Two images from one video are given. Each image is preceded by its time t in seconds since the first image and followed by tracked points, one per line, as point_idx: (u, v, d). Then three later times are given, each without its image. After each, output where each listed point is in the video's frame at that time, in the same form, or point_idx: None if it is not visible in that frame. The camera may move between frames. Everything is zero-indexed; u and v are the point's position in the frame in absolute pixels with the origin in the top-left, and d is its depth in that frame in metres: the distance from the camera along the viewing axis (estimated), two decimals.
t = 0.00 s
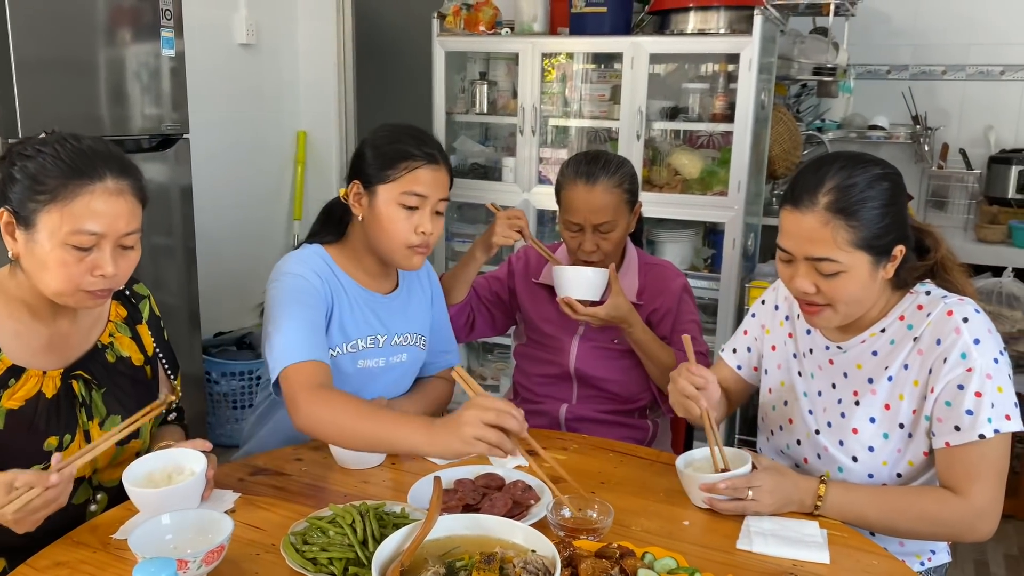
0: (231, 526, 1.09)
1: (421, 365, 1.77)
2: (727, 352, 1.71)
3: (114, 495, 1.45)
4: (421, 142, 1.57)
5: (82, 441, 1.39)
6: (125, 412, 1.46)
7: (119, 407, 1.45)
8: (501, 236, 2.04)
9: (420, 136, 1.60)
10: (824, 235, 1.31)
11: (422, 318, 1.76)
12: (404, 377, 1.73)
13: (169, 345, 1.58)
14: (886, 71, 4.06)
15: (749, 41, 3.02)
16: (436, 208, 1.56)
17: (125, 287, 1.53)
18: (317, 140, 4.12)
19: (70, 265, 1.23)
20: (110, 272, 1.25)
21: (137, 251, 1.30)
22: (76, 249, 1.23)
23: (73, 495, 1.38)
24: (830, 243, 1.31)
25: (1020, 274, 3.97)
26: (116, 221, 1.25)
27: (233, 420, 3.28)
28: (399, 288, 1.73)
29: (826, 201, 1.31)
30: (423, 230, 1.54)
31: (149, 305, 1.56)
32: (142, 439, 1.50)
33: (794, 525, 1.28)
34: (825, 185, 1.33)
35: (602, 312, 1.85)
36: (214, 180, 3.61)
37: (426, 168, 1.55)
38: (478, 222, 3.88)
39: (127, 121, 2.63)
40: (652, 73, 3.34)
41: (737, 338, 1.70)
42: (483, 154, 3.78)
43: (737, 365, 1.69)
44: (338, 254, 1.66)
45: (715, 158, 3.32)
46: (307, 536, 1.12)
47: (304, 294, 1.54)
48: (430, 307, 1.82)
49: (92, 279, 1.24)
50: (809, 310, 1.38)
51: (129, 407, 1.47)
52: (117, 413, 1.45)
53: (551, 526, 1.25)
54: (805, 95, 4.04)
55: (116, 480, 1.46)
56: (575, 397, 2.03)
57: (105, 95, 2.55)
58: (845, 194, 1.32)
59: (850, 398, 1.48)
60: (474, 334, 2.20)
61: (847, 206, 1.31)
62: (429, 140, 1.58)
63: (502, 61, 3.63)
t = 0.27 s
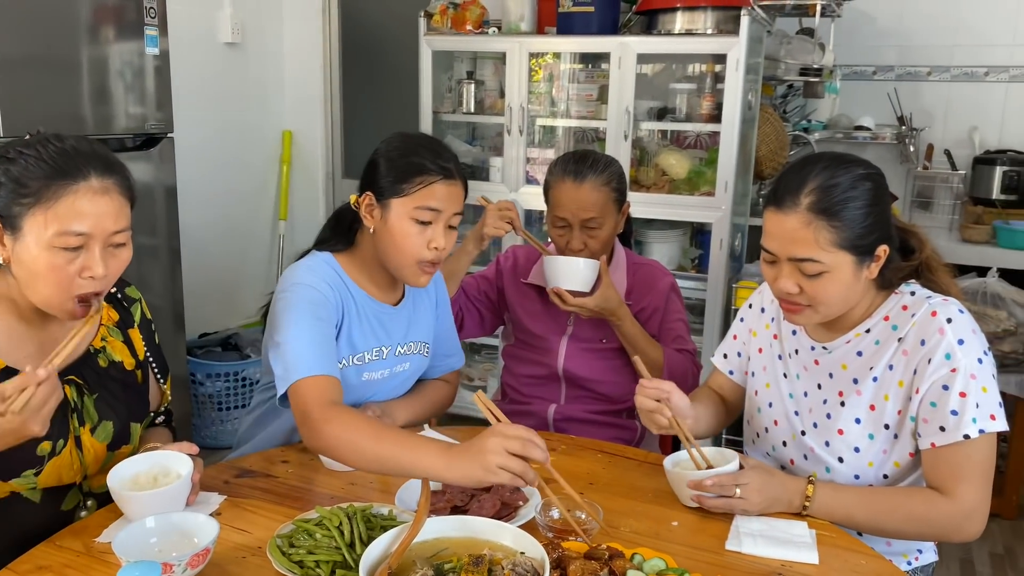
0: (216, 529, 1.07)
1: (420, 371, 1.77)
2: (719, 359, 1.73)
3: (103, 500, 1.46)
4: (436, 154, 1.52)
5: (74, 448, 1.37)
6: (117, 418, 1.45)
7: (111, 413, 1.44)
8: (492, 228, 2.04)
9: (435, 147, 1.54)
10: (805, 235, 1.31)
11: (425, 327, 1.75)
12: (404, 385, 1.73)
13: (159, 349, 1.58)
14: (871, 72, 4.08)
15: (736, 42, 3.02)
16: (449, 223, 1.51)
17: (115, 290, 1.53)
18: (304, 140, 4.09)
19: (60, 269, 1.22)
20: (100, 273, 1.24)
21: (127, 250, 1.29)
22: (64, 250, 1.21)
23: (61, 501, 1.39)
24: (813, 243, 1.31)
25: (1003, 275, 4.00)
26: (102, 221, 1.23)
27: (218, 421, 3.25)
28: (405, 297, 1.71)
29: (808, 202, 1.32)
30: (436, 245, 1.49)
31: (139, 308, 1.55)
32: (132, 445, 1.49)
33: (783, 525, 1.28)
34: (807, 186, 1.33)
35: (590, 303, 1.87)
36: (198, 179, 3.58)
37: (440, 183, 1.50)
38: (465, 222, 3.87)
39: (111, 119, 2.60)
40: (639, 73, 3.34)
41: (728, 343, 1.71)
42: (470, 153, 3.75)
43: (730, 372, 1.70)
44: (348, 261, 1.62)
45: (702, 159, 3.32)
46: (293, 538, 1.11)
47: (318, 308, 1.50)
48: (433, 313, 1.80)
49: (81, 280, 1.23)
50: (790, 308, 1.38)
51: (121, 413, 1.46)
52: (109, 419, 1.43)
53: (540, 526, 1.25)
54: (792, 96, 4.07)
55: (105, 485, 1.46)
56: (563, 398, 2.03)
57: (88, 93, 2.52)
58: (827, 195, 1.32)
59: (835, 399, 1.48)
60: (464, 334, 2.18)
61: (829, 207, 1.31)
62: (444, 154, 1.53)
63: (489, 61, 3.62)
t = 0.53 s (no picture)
0: (204, 531, 1.07)
1: (414, 376, 1.77)
2: (707, 362, 1.74)
3: (92, 505, 1.45)
4: (436, 162, 1.51)
5: (63, 452, 1.36)
6: (106, 422, 1.44)
7: (100, 416, 1.43)
8: (481, 227, 2.04)
9: (434, 154, 1.53)
10: (786, 236, 1.32)
11: (420, 334, 1.75)
12: (396, 390, 1.73)
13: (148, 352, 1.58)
14: (856, 72, 4.12)
15: (722, 42, 3.04)
16: (448, 232, 1.51)
17: (105, 292, 1.52)
18: (290, 141, 4.08)
19: (48, 273, 1.21)
20: (89, 276, 1.23)
21: (116, 250, 1.28)
22: (52, 254, 1.21)
23: (50, 505, 1.37)
24: (793, 243, 1.32)
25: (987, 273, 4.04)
26: (89, 222, 1.23)
27: (205, 423, 3.23)
28: (400, 305, 1.71)
29: (789, 203, 1.33)
30: (434, 254, 1.49)
31: (129, 311, 1.55)
32: (121, 449, 1.48)
33: (771, 524, 1.29)
34: (788, 187, 1.34)
35: (580, 300, 1.88)
36: (184, 179, 3.56)
37: (440, 193, 1.49)
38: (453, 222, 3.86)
39: (96, 119, 2.58)
40: (626, 73, 3.35)
41: (715, 347, 1.72)
42: (458, 153, 3.75)
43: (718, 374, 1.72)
44: (344, 266, 1.62)
45: (689, 159, 3.33)
46: (282, 540, 1.10)
47: (316, 315, 1.50)
48: (428, 317, 1.80)
49: (71, 283, 1.22)
50: (773, 310, 1.40)
51: (110, 416, 1.45)
52: (98, 422, 1.43)
53: (529, 526, 1.25)
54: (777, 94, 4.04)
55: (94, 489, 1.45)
56: (552, 397, 2.04)
57: (72, 93, 2.50)
58: (807, 195, 1.33)
59: (823, 400, 1.49)
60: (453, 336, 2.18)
61: (809, 207, 1.32)
62: (445, 162, 1.52)
63: (477, 61, 3.61)
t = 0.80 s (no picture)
0: (189, 533, 1.06)
1: (402, 378, 1.77)
2: (692, 364, 1.75)
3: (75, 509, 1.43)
4: (419, 162, 1.50)
5: (44, 456, 1.35)
6: (88, 425, 1.43)
7: (82, 419, 1.42)
8: (466, 229, 2.04)
9: (418, 154, 1.53)
10: (760, 233, 1.33)
11: (408, 337, 1.75)
12: (383, 393, 1.73)
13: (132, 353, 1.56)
14: (841, 72, 4.15)
15: (707, 42, 3.05)
16: (433, 232, 1.51)
17: (87, 293, 1.50)
18: (276, 141, 4.06)
19: (28, 274, 1.20)
20: (71, 277, 1.22)
21: (98, 251, 1.27)
22: (31, 255, 1.20)
23: (32, 510, 1.36)
24: (767, 240, 1.33)
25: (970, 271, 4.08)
26: (69, 224, 1.22)
27: (191, 424, 3.21)
28: (389, 308, 1.71)
29: (762, 200, 1.34)
30: (418, 255, 1.49)
31: (112, 312, 1.53)
32: (104, 452, 1.47)
33: (757, 521, 1.30)
34: (762, 185, 1.36)
35: (568, 298, 1.88)
36: (168, 180, 3.53)
37: (423, 194, 1.49)
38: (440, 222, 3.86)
39: (79, 120, 2.56)
40: (612, 73, 3.35)
41: (699, 349, 1.74)
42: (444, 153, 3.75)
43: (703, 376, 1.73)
44: (333, 268, 1.61)
45: (675, 158, 3.34)
46: (268, 541, 1.10)
47: (311, 311, 1.49)
48: (416, 318, 1.79)
49: (51, 285, 1.21)
50: (756, 310, 1.40)
51: (92, 419, 1.44)
52: (80, 426, 1.41)
53: (516, 525, 1.25)
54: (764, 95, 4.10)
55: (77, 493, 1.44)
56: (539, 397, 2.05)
57: (55, 93, 2.48)
58: (780, 193, 1.34)
59: (809, 401, 1.49)
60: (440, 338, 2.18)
61: (783, 205, 1.33)
62: (428, 162, 1.52)
63: (462, 60, 3.61)
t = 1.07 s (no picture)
0: (172, 539, 1.06)
1: (388, 381, 1.77)
2: (665, 363, 1.75)
3: (57, 514, 1.43)
4: (403, 164, 1.51)
5: (25, 461, 1.34)
6: (71, 430, 1.43)
7: (65, 424, 1.42)
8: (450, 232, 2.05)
9: (402, 157, 1.53)
10: (720, 235, 1.35)
11: (394, 340, 1.76)
12: (370, 397, 1.73)
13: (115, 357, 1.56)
14: (825, 73, 4.18)
15: (692, 44, 3.07)
16: (418, 235, 1.52)
17: (69, 298, 1.50)
18: (261, 143, 4.04)
19: (5, 278, 1.19)
20: (48, 282, 1.22)
21: (76, 256, 1.27)
22: (7, 260, 1.19)
23: (13, 516, 1.35)
24: (728, 243, 1.35)
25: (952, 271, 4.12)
26: (46, 228, 1.21)
27: (176, 428, 3.20)
28: (376, 311, 1.71)
29: (723, 202, 1.36)
30: (404, 258, 1.49)
31: (94, 316, 1.53)
32: (87, 457, 1.46)
33: (741, 521, 1.31)
34: (725, 188, 1.37)
35: (552, 297, 1.89)
36: (152, 182, 3.51)
37: (407, 196, 1.49)
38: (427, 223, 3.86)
39: (62, 122, 2.54)
40: (598, 75, 3.36)
41: (673, 348, 1.74)
42: (430, 154, 3.75)
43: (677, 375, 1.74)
44: (320, 271, 1.62)
45: (660, 159, 3.35)
46: (252, 546, 1.10)
47: (299, 314, 1.50)
48: (402, 321, 1.80)
49: (28, 290, 1.21)
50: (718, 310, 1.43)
51: (74, 424, 1.44)
52: (62, 431, 1.41)
53: (501, 527, 1.26)
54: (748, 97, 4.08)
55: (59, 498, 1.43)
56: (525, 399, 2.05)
57: (37, 95, 2.46)
58: (742, 196, 1.35)
59: (786, 409, 1.50)
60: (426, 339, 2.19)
61: (743, 208, 1.34)
62: (412, 165, 1.52)
63: (448, 62, 3.60)
